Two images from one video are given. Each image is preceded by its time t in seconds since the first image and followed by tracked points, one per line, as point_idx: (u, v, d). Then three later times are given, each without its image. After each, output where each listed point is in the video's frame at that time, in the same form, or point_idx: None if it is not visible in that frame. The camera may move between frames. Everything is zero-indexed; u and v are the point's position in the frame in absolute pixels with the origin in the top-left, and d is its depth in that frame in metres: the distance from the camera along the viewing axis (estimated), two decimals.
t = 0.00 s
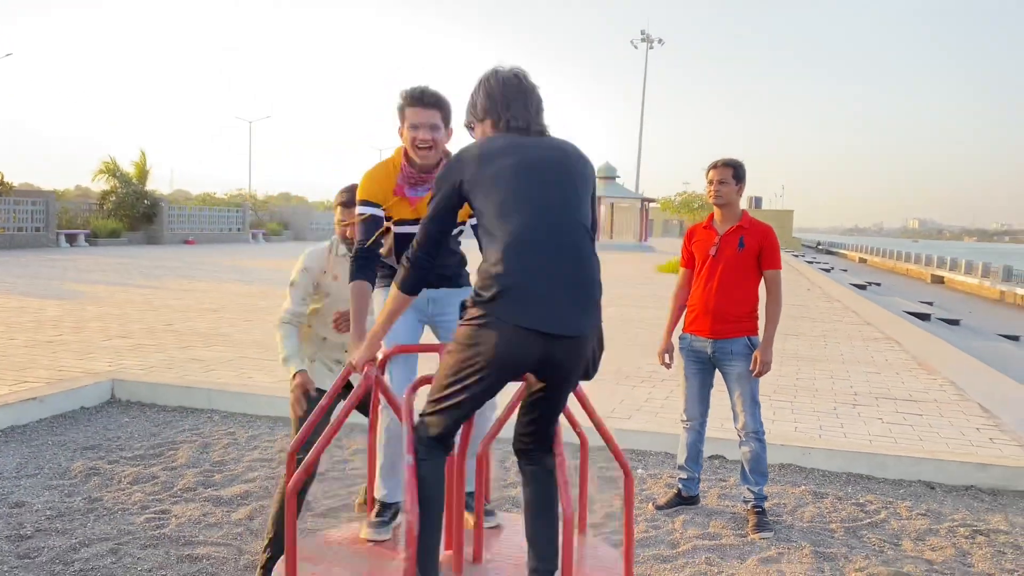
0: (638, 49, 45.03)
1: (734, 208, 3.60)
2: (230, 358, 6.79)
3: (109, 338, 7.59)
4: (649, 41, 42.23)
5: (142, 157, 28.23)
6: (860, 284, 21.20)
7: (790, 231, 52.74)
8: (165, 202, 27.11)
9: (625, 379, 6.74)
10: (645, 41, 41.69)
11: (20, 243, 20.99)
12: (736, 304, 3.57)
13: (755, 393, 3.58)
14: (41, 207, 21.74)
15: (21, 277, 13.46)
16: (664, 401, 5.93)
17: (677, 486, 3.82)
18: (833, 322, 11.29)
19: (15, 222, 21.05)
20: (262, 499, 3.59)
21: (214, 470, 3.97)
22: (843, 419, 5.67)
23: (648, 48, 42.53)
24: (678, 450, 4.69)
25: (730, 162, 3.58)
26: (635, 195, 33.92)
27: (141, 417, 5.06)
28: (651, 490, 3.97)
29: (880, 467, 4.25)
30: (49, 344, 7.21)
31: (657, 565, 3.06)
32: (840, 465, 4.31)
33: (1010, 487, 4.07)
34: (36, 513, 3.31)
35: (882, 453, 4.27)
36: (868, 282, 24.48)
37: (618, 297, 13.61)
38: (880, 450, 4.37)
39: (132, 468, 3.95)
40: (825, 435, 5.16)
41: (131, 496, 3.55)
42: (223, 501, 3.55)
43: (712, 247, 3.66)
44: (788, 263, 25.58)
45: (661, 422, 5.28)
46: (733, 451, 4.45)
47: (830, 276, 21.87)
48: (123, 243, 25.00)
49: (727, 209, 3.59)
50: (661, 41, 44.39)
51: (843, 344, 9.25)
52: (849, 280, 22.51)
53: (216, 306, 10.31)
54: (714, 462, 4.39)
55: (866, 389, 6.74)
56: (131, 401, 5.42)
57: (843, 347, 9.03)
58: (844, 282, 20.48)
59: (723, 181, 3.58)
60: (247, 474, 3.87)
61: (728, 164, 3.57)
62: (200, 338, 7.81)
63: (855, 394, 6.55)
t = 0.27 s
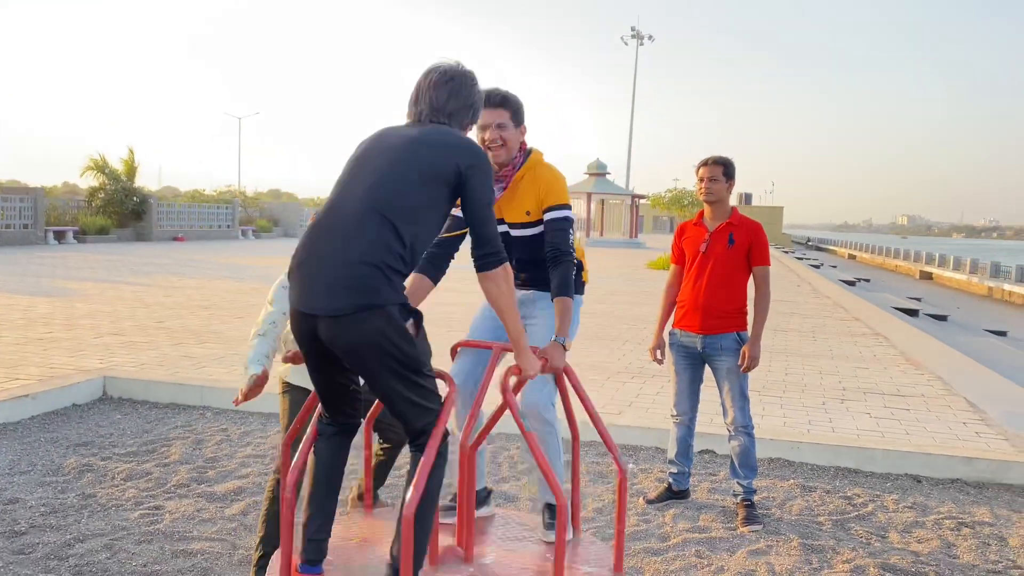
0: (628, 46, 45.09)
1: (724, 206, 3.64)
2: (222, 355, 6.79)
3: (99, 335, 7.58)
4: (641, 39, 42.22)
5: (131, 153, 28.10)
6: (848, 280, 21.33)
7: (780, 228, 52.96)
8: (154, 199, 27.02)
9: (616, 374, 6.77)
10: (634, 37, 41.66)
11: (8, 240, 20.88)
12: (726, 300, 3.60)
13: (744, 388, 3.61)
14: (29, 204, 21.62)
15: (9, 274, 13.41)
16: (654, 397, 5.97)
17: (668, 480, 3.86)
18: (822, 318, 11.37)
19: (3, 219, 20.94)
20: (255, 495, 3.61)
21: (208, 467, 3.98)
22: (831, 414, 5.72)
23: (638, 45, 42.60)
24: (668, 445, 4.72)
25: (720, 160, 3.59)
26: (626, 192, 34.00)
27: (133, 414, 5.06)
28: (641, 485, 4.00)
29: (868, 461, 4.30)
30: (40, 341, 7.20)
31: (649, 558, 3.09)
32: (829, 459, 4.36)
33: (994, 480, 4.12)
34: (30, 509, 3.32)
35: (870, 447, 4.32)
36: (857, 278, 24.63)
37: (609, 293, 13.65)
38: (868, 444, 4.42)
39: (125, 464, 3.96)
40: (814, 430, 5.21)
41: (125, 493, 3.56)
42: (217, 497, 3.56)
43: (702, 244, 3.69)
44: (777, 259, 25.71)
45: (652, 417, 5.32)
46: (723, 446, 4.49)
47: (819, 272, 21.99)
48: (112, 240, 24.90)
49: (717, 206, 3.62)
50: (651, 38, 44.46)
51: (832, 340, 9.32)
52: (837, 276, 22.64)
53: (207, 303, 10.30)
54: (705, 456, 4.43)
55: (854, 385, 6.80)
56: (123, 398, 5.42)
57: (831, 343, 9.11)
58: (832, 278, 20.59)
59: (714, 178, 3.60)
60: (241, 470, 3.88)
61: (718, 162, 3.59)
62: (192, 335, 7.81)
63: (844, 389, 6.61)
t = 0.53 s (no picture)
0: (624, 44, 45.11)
1: (714, 203, 3.67)
2: (217, 351, 6.81)
3: (94, 332, 7.59)
4: (637, 37, 42.19)
5: (126, 150, 28.05)
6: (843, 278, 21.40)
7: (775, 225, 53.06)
8: (149, 196, 26.98)
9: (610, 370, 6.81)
10: (630, 35, 41.64)
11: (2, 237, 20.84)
12: (716, 296, 3.63)
13: (733, 383, 3.63)
14: (23, 201, 21.57)
15: (4, 271, 13.41)
16: (647, 393, 6.01)
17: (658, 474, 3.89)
18: (816, 315, 11.43)
19: None
20: (248, 489, 3.63)
21: (202, 462, 4.01)
22: (822, 409, 5.76)
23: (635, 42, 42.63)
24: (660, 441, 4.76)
25: (711, 157, 3.62)
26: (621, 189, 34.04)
27: (128, 409, 5.08)
28: (633, 479, 4.03)
29: (857, 456, 4.34)
30: (34, 337, 7.21)
31: (639, 551, 3.12)
32: (818, 454, 4.39)
33: (982, 474, 4.17)
34: (24, 503, 3.34)
35: (859, 442, 4.36)
36: (851, 276, 24.71)
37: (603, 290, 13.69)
38: (857, 439, 4.46)
39: (119, 459, 3.99)
40: (805, 425, 5.25)
41: (119, 487, 3.58)
42: (211, 492, 3.59)
43: (693, 241, 3.72)
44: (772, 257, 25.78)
45: (645, 413, 5.35)
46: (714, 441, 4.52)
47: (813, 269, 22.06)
48: (107, 237, 24.87)
49: (708, 203, 3.64)
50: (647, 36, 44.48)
51: (825, 337, 9.36)
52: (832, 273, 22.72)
53: (202, 300, 10.31)
54: (696, 452, 4.46)
55: (846, 381, 6.84)
56: (117, 393, 5.44)
57: (823, 340, 9.15)
58: (827, 275, 20.65)
59: (705, 175, 3.63)
60: (234, 465, 3.91)
61: (708, 159, 3.62)
62: (187, 332, 7.82)
63: (836, 385, 6.66)
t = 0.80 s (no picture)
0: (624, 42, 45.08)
1: (708, 201, 3.69)
2: (216, 349, 6.84)
3: (94, 329, 7.63)
4: (637, 36, 42.22)
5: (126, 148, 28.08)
6: (841, 277, 21.45)
7: (775, 224, 53.11)
8: (149, 194, 27.02)
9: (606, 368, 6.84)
10: (630, 33, 41.63)
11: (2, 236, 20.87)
12: (710, 293, 3.66)
13: (726, 379, 3.66)
14: (24, 199, 21.59)
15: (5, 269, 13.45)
16: (643, 390, 6.04)
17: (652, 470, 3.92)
18: (814, 314, 11.46)
19: None
20: (246, 485, 3.66)
21: (200, 457, 4.04)
22: (817, 407, 5.79)
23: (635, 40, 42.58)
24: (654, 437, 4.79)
25: (704, 156, 3.65)
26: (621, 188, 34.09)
27: (127, 406, 5.12)
28: (627, 475, 4.06)
29: (850, 453, 4.37)
30: (34, 334, 7.24)
31: (632, 546, 3.16)
32: (812, 450, 4.43)
33: (974, 471, 4.20)
34: (24, 498, 3.37)
35: (853, 439, 4.39)
36: (851, 275, 24.74)
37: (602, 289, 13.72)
38: (850, 436, 4.49)
39: (118, 455, 4.02)
40: (799, 422, 5.28)
41: (118, 482, 3.62)
42: (209, 487, 3.62)
43: (686, 239, 3.75)
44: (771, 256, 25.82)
45: (640, 409, 5.38)
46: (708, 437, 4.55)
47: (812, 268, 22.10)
48: (107, 235, 24.91)
49: (701, 201, 3.67)
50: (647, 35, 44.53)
51: (822, 335, 9.40)
52: (831, 273, 22.74)
53: (202, 298, 10.35)
54: (689, 448, 4.49)
55: (842, 379, 6.87)
56: (116, 389, 5.48)
57: (820, 338, 9.19)
58: (826, 274, 20.69)
59: (698, 174, 3.65)
60: (232, 461, 3.94)
61: (702, 158, 3.64)
62: (186, 329, 7.86)
63: (831, 383, 6.69)
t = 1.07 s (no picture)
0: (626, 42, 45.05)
1: (706, 200, 3.71)
2: (218, 348, 6.88)
3: (97, 328, 7.67)
4: (640, 36, 42.23)
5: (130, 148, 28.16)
6: (844, 276, 21.44)
7: (778, 224, 53.08)
8: (153, 194, 27.09)
9: (606, 366, 6.86)
10: (633, 32, 41.64)
11: (7, 236, 20.93)
12: (707, 291, 3.67)
13: (724, 376, 3.68)
14: (28, 199, 21.65)
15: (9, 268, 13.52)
16: (642, 389, 6.07)
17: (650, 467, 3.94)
18: (815, 313, 11.47)
19: (2, 213, 21.03)
20: (247, 482, 3.69)
21: (202, 455, 4.07)
22: (817, 405, 5.81)
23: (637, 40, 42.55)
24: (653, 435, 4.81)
25: (701, 156, 3.67)
26: (624, 187, 34.09)
27: (130, 404, 5.15)
28: (625, 473, 4.08)
29: (848, 451, 4.39)
30: (38, 333, 7.29)
31: (630, 542, 3.18)
32: (810, 448, 4.45)
33: (971, 469, 4.22)
34: (28, 495, 3.41)
35: (851, 437, 4.41)
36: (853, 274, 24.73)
37: (603, 288, 13.73)
38: (848, 434, 4.51)
39: (120, 452, 4.05)
40: (798, 421, 5.30)
41: (120, 479, 3.65)
42: (211, 484, 3.65)
43: (683, 237, 3.77)
44: (773, 255, 25.81)
45: (640, 408, 5.40)
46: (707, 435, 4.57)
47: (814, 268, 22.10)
48: (111, 235, 24.98)
49: (699, 200, 3.69)
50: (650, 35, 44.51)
51: (823, 334, 9.41)
52: (833, 272, 22.73)
53: (204, 297, 10.39)
54: (687, 446, 4.51)
55: (842, 377, 6.88)
56: (119, 388, 5.51)
57: (821, 337, 9.20)
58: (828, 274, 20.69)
59: (696, 173, 3.67)
60: (233, 459, 3.97)
61: (699, 158, 3.66)
62: (188, 329, 7.89)
63: (831, 381, 6.70)
